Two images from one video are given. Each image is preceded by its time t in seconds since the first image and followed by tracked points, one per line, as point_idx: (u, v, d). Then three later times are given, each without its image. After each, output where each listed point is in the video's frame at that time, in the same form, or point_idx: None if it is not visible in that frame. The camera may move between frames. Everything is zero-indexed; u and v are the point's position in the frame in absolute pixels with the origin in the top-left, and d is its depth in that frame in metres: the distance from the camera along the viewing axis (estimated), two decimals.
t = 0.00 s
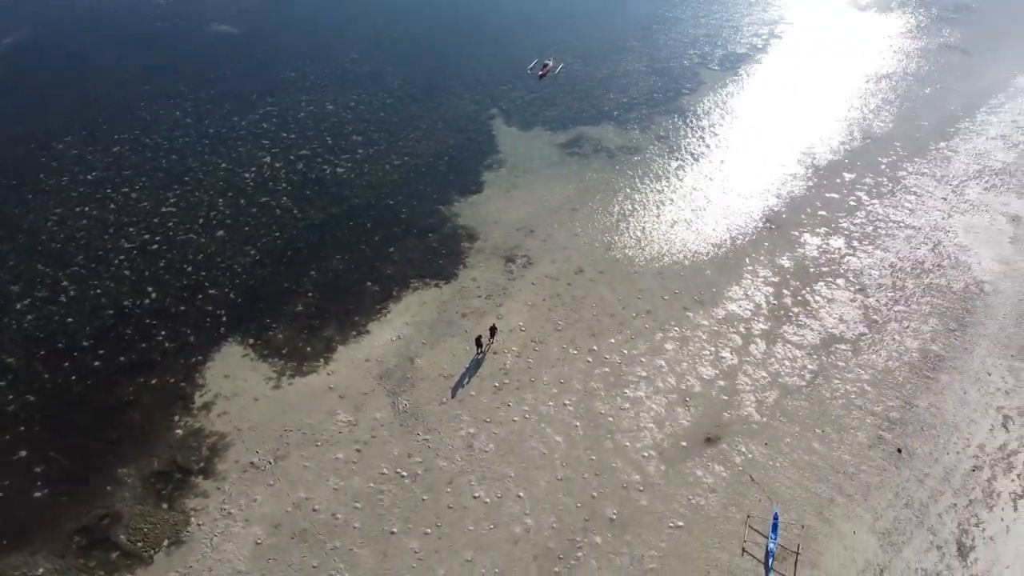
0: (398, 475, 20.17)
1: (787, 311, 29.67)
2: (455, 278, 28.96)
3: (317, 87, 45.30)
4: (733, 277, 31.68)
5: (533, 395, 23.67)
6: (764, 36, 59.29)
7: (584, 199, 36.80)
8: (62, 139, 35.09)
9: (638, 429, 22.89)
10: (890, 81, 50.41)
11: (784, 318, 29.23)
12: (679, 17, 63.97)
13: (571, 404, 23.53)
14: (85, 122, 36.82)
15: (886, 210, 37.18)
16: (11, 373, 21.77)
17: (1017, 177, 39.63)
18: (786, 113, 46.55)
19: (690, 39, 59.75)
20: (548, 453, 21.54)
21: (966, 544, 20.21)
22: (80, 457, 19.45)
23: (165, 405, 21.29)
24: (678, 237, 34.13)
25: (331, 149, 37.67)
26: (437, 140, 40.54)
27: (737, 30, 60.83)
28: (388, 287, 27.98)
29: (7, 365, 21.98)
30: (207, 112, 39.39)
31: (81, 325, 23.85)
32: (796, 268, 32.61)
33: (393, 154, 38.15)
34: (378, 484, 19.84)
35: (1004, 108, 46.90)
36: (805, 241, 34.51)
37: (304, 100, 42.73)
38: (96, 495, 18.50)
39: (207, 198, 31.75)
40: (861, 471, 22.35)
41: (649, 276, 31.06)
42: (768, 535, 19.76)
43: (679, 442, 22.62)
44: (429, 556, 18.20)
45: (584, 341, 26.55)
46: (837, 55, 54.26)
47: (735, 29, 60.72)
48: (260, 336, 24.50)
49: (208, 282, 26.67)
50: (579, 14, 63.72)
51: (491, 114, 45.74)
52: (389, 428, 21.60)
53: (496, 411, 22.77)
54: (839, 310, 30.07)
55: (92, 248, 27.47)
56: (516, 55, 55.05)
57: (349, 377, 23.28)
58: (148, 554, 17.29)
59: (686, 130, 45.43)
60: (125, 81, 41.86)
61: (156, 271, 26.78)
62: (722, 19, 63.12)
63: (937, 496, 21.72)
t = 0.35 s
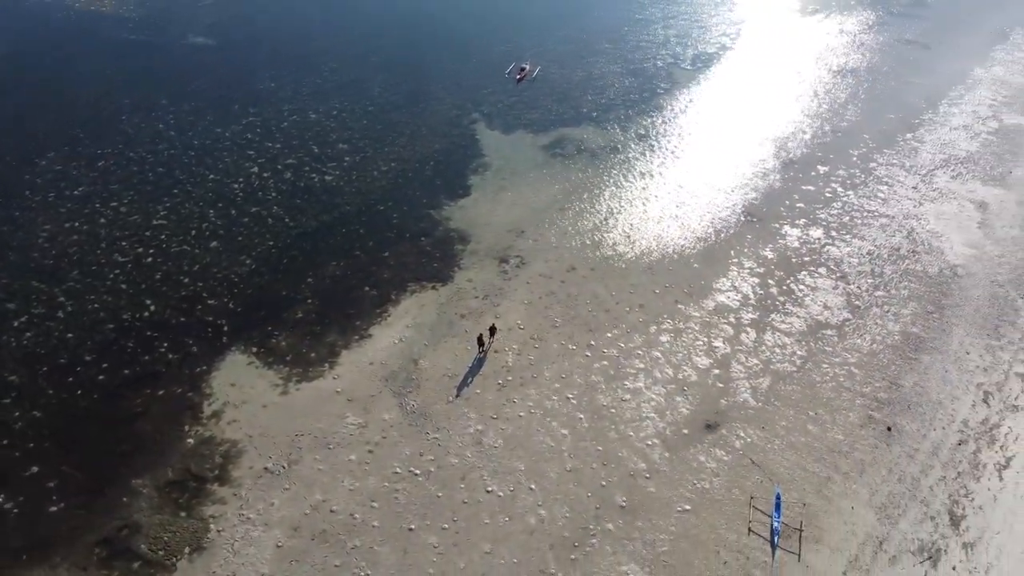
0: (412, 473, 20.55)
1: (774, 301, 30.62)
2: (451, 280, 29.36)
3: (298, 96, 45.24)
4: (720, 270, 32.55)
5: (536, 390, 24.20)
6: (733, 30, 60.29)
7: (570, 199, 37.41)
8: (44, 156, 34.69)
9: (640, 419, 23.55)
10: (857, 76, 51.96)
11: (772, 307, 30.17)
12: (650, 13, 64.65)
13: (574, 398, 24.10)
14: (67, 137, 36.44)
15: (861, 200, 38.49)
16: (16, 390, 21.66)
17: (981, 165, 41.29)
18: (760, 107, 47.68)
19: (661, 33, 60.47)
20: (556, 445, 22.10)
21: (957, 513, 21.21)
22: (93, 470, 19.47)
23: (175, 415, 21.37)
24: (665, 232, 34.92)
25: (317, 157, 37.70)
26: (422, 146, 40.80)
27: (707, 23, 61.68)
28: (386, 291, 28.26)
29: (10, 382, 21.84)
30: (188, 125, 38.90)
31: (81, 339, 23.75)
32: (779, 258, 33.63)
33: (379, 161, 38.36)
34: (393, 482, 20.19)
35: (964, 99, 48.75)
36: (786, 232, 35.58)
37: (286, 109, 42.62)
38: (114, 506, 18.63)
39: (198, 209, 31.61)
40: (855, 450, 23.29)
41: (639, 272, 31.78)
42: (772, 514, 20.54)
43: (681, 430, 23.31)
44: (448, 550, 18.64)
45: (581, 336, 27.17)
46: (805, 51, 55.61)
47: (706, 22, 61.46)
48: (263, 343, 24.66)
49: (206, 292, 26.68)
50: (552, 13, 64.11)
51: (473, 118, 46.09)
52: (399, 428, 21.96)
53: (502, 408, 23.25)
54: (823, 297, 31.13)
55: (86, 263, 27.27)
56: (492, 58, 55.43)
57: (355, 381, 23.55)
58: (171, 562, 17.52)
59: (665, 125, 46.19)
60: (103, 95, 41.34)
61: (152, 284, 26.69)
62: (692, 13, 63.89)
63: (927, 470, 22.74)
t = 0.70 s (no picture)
0: (423, 471, 20.90)
1: (761, 292, 31.47)
2: (446, 282, 29.73)
3: (281, 105, 45.08)
4: (708, 264, 33.31)
5: (538, 386, 24.68)
6: (705, 25, 61.19)
7: (557, 199, 37.91)
8: (28, 172, 34.31)
9: (641, 410, 24.16)
10: (826, 73, 53.34)
11: (760, 299, 31.01)
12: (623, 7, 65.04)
13: (575, 392, 24.64)
14: (50, 153, 36.08)
15: (837, 192, 39.66)
16: (19, 405, 21.58)
17: (948, 155, 42.78)
18: (735, 104, 48.71)
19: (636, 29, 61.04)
20: (561, 439, 22.60)
21: (947, 488, 22.13)
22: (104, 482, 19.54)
23: (183, 425, 21.48)
24: (651, 228, 35.67)
25: (305, 165, 37.72)
26: (408, 152, 41.00)
27: (679, 19, 62.46)
28: (384, 295, 28.53)
29: (13, 399, 21.75)
30: (172, 134, 38.99)
31: (82, 353, 23.67)
32: (763, 251, 34.54)
33: (367, 167, 38.53)
34: (404, 481, 20.53)
35: (929, 92, 50.39)
36: (768, 226, 36.51)
37: (269, 119, 42.47)
38: (129, 516, 18.76)
39: (189, 220, 31.52)
40: (848, 432, 24.15)
41: (629, 268, 32.43)
42: (773, 496, 21.26)
43: (681, 419, 23.96)
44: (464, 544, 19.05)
45: (578, 332, 27.72)
46: (775, 49, 56.80)
47: (680, 19, 62.17)
48: (265, 351, 24.81)
49: (204, 302, 26.71)
50: (526, 9, 64.07)
51: (457, 122, 46.21)
52: (407, 428, 22.29)
53: (506, 404, 23.70)
54: (807, 287, 32.08)
55: (80, 277, 27.13)
56: (469, 57, 55.43)
57: (359, 384, 23.81)
58: (190, 568, 17.71)
59: (644, 122, 46.92)
60: (83, 108, 40.85)
61: (149, 295, 26.63)
62: (664, 8, 64.53)
63: (917, 448, 23.66)
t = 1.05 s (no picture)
0: (435, 469, 21.29)
1: (748, 283, 32.40)
2: (442, 285, 30.11)
3: (262, 115, 44.93)
4: (694, 258, 34.12)
5: (540, 383, 25.21)
6: (676, 23, 62.21)
7: (543, 199, 38.37)
8: (11, 189, 33.85)
9: (641, 402, 24.81)
10: (795, 70, 54.77)
11: (747, 290, 31.94)
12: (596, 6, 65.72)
13: (576, 386, 25.23)
14: (32, 169, 35.65)
15: (813, 185, 40.88)
16: (24, 421, 21.50)
17: (916, 147, 44.35)
18: (710, 103, 49.69)
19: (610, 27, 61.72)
20: (567, 432, 23.15)
21: (937, 463, 23.14)
22: (118, 494, 19.63)
23: (192, 434, 21.60)
24: (637, 224, 36.44)
25: (292, 174, 37.72)
26: (394, 158, 41.24)
27: (651, 18, 63.38)
28: (381, 299, 28.81)
29: (17, 416, 21.63)
30: (155, 147, 38.60)
31: (83, 367, 23.62)
32: (747, 244, 35.48)
33: (354, 174, 38.70)
34: (417, 479, 20.90)
35: (893, 86, 52.12)
36: (750, 221, 37.48)
37: (252, 129, 42.33)
38: (146, 526, 18.90)
39: (180, 232, 31.43)
40: (839, 414, 25.08)
41: (619, 265, 33.12)
42: (773, 479, 22.03)
43: (680, 408, 24.68)
44: (480, 537, 19.50)
45: (574, 329, 28.32)
46: (746, 48, 58.10)
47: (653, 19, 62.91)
48: (268, 358, 24.96)
49: (203, 312, 26.75)
50: (498, 10, 64.36)
51: (439, 127, 46.44)
52: (415, 428, 22.65)
53: (511, 401, 24.18)
54: (791, 277, 33.08)
55: (74, 292, 26.96)
56: (446, 60, 55.62)
57: (365, 387, 24.10)
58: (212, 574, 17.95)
59: (623, 119, 47.62)
60: (61, 124, 40.33)
61: (146, 308, 26.59)
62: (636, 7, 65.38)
63: (905, 427, 24.66)
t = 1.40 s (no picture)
0: (446, 466, 21.70)
1: (735, 276, 33.30)
2: (439, 287, 30.51)
3: (245, 124, 44.76)
4: (682, 253, 34.92)
5: (543, 379, 25.75)
6: (649, 23, 63.13)
7: (532, 199, 38.75)
8: None
9: (641, 393, 25.49)
10: (767, 68, 56.03)
11: (735, 282, 32.83)
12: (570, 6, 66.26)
13: (578, 381, 25.85)
14: (17, 185, 35.24)
15: (791, 179, 42.05)
16: (33, 436, 21.46)
17: (886, 140, 45.86)
18: (688, 102, 50.63)
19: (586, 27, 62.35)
20: (572, 425, 23.73)
21: (926, 440, 24.16)
22: (135, 504, 19.80)
23: (203, 442, 21.78)
24: (623, 221, 37.11)
25: (281, 182, 37.77)
26: (381, 164, 41.46)
27: (625, 16, 64.16)
28: (380, 303, 29.13)
29: (24, 431, 21.56)
30: (140, 159, 38.30)
31: (88, 381, 23.60)
32: (732, 238, 36.41)
33: (342, 181, 38.87)
34: (430, 477, 21.30)
35: (860, 82, 53.71)
36: (734, 215, 38.43)
37: (237, 139, 42.21)
38: (165, 535, 19.13)
39: (173, 243, 31.38)
40: (831, 398, 26.01)
41: (610, 262, 33.78)
42: (773, 462, 22.83)
43: (679, 398, 25.41)
44: (495, 530, 19.97)
45: (571, 325, 28.91)
46: (719, 47, 59.23)
47: (627, 19, 63.62)
48: (273, 365, 25.15)
49: (203, 321, 26.83)
50: (473, 11, 64.50)
51: (424, 131, 46.61)
52: (424, 428, 23.04)
53: (515, 398, 24.69)
54: (777, 268, 34.07)
55: (72, 306, 26.85)
56: (425, 62, 55.68)
57: (370, 389, 24.42)
58: None
59: (602, 119, 48.24)
60: (42, 140, 39.86)
61: (146, 319, 26.60)
62: (609, 6, 66.08)
63: (894, 407, 25.67)
